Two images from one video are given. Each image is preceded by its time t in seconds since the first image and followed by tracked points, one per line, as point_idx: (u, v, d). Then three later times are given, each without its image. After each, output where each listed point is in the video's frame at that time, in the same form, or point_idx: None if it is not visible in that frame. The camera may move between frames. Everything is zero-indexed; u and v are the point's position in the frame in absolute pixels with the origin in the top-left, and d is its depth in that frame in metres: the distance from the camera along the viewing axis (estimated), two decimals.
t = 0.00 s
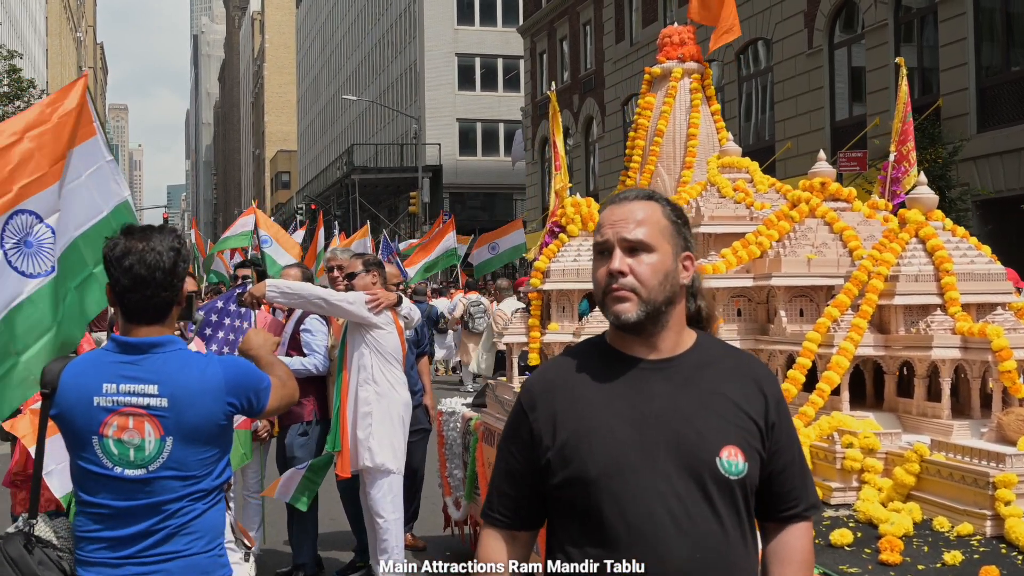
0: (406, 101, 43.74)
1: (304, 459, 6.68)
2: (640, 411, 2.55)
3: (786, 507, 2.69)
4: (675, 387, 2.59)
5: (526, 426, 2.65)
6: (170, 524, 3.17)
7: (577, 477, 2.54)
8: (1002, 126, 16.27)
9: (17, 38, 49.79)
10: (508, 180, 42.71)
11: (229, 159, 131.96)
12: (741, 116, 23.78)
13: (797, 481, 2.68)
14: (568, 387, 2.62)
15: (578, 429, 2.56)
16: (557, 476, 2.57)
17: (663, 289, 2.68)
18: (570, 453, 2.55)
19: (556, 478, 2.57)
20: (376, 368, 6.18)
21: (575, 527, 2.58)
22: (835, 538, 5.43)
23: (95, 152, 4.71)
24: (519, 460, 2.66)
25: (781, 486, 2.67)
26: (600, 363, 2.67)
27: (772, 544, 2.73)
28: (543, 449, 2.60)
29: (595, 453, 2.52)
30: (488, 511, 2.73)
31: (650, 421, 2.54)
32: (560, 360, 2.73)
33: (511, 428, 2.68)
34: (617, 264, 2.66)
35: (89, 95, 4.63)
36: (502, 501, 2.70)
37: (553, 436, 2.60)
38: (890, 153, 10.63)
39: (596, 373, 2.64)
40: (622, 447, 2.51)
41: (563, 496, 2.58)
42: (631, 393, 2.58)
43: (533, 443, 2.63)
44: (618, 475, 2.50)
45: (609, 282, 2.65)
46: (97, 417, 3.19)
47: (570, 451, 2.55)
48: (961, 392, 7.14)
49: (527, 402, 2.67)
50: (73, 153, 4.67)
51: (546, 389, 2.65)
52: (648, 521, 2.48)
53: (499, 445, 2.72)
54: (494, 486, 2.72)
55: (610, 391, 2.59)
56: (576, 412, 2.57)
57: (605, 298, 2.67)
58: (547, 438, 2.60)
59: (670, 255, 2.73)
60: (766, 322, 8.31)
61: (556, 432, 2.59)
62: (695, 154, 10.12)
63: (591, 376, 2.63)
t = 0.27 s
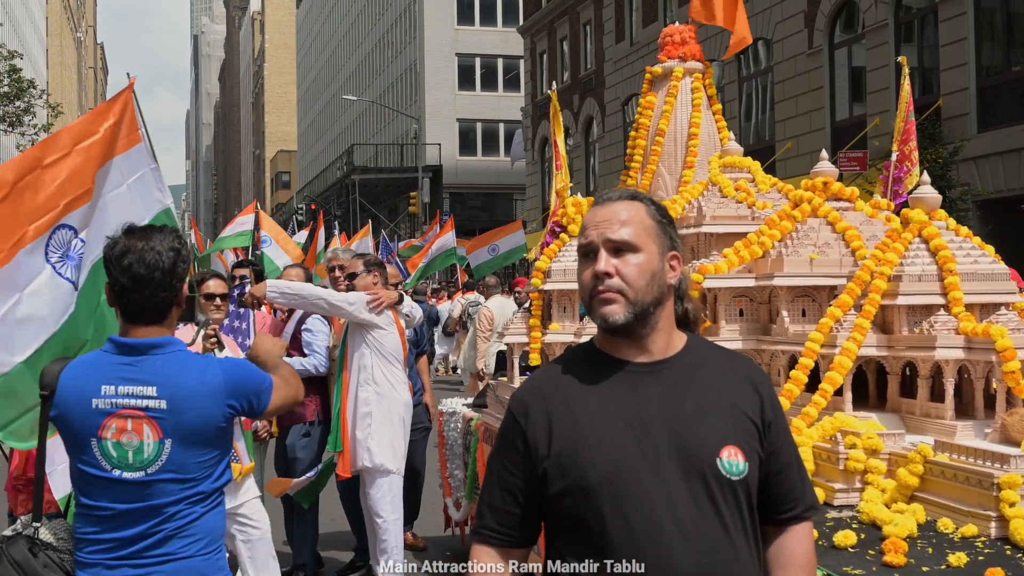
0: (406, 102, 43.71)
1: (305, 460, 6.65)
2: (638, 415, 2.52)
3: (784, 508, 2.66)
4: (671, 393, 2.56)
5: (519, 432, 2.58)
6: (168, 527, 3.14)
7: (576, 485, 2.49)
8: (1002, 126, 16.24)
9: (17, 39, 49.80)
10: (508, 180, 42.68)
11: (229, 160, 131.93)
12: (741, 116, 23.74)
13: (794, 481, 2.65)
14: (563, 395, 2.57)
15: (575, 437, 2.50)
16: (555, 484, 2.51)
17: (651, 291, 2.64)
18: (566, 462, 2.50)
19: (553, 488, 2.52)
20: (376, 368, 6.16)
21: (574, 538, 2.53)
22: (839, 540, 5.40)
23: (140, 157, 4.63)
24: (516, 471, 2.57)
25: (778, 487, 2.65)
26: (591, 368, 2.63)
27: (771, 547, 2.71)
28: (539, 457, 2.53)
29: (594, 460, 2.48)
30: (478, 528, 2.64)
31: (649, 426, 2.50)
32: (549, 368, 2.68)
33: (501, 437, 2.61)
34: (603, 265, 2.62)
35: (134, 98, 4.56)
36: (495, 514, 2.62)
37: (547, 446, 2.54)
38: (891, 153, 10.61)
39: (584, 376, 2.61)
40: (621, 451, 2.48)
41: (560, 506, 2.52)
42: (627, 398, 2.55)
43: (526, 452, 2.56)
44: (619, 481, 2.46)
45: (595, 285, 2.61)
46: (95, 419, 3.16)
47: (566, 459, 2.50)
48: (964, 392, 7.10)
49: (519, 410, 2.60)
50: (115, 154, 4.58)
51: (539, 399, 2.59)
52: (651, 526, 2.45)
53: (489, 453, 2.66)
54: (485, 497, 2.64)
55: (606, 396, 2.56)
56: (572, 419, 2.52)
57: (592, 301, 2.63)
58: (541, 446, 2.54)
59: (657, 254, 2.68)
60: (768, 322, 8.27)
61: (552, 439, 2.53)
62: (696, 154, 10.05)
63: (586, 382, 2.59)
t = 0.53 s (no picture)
0: (406, 102, 43.68)
1: (307, 461, 6.61)
2: (635, 414, 2.48)
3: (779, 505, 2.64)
4: (668, 392, 2.52)
5: (511, 435, 2.50)
6: (166, 528, 3.11)
7: (576, 487, 2.43)
8: (1002, 126, 16.22)
9: (17, 39, 49.81)
10: (508, 180, 42.65)
11: (230, 159, 131.88)
12: (741, 116, 23.71)
13: (790, 478, 2.63)
14: (559, 395, 2.51)
15: (573, 436, 2.45)
16: (553, 488, 2.45)
17: (642, 287, 2.61)
18: (565, 463, 2.44)
19: (551, 491, 2.46)
20: (377, 368, 6.14)
21: (574, 543, 2.47)
22: (842, 540, 5.38)
23: (179, 160, 4.57)
24: (515, 472, 2.49)
25: (774, 484, 2.62)
26: (583, 365, 2.59)
27: (767, 545, 2.68)
28: (534, 460, 2.47)
29: (592, 461, 2.43)
30: (469, 534, 2.56)
31: (646, 425, 2.46)
32: (541, 368, 2.63)
33: (492, 441, 2.54)
34: (593, 261, 2.59)
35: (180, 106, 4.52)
36: (488, 520, 2.54)
37: (543, 448, 2.47)
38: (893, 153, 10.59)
39: (574, 372, 2.56)
40: (620, 451, 2.43)
41: (557, 509, 2.47)
42: (624, 395, 2.51)
43: (521, 456, 2.49)
44: (618, 483, 2.41)
45: (586, 281, 2.58)
46: (94, 420, 3.14)
47: (564, 460, 2.44)
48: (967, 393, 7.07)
49: (512, 412, 2.52)
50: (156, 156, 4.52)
51: (533, 400, 2.52)
52: (654, 528, 2.40)
53: (477, 458, 2.59)
54: (477, 501, 2.57)
55: (602, 394, 2.51)
56: (569, 420, 2.47)
57: (583, 298, 2.59)
58: (537, 448, 2.47)
59: (647, 248, 2.65)
60: (770, 322, 8.24)
61: (548, 442, 2.47)
62: (697, 153, 10.01)
63: (580, 380, 2.54)
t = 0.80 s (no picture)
0: (406, 102, 43.67)
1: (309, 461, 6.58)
2: (632, 418, 2.37)
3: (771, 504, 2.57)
4: (664, 395, 2.42)
5: (505, 441, 2.39)
6: (163, 531, 3.07)
7: (577, 497, 2.32)
8: (1002, 126, 16.18)
9: (17, 39, 49.84)
10: (508, 180, 42.63)
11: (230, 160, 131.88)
12: (741, 116, 23.68)
13: (784, 479, 2.57)
14: (553, 399, 2.40)
15: (572, 443, 2.34)
16: (552, 497, 2.33)
17: (638, 286, 2.50)
18: (564, 470, 2.33)
19: (551, 500, 2.34)
20: (377, 368, 6.11)
21: (571, 556, 2.35)
22: (846, 542, 5.34)
23: (223, 162, 4.47)
24: (513, 480, 2.37)
25: (767, 486, 2.55)
26: (574, 367, 2.47)
27: (763, 546, 2.62)
28: (530, 467, 2.35)
29: (593, 468, 2.32)
30: (458, 546, 2.42)
31: (646, 429, 2.36)
32: (532, 370, 2.51)
33: (483, 447, 2.42)
34: (588, 261, 2.47)
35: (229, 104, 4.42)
36: (481, 530, 2.41)
37: (541, 454, 2.35)
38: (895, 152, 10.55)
39: (570, 375, 2.44)
40: (620, 459, 2.32)
41: (557, 520, 2.35)
42: (618, 399, 2.40)
43: (518, 463, 2.37)
44: (619, 490, 2.30)
45: (581, 280, 2.46)
46: (93, 420, 3.10)
47: (564, 468, 2.33)
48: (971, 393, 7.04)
49: (507, 419, 2.41)
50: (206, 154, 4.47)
51: (529, 404, 2.41)
52: (658, 537, 2.30)
53: (467, 465, 2.47)
54: (468, 513, 2.44)
55: (598, 399, 2.40)
56: (566, 425, 2.35)
57: (577, 299, 2.47)
58: (535, 453, 2.35)
59: (643, 245, 2.55)
60: (772, 322, 8.20)
61: (546, 449, 2.35)
62: (699, 153, 9.97)
63: (571, 385, 2.42)
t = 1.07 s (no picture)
0: (406, 102, 43.61)
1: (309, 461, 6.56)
2: (634, 420, 2.32)
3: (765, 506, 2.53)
4: (666, 396, 2.38)
5: (503, 443, 2.31)
6: (160, 533, 3.04)
7: (581, 501, 2.25)
8: (1001, 126, 16.15)
9: (16, 38, 49.82)
10: (508, 179, 42.58)
11: (230, 159, 131.81)
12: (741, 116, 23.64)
13: (775, 481, 2.55)
14: (554, 399, 2.33)
15: (575, 445, 2.27)
16: (555, 500, 2.27)
17: (644, 285, 2.44)
18: (568, 474, 2.26)
19: (554, 504, 2.27)
20: (377, 368, 6.08)
21: (573, 561, 2.29)
22: (850, 544, 5.31)
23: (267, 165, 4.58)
24: (516, 483, 2.29)
25: (761, 486, 2.53)
26: (574, 367, 2.41)
27: (757, 550, 2.57)
28: (533, 468, 2.28)
29: (598, 472, 2.25)
30: (461, 553, 2.32)
31: (648, 431, 2.31)
32: (535, 368, 2.44)
33: (481, 449, 2.34)
34: (597, 259, 2.41)
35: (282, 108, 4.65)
36: (485, 535, 2.32)
37: (544, 457, 2.28)
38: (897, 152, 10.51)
39: (576, 377, 2.38)
40: (625, 462, 2.26)
41: (560, 523, 2.28)
42: (618, 402, 2.34)
43: (523, 465, 2.29)
44: (622, 495, 2.24)
45: (590, 281, 2.39)
46: (89, 420, 3.07)
47: (568, 471, 2.26)
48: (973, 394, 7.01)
49: (507, 420, 2.33)
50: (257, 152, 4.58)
51: (530, 403, 2.34)
52: (661, 541, 2.24)
53: (465, 469, 2.39)
54: (470, 517, 2.35)
55: (601, 403, 2.33)
56: (567, 425, 2.29)
57: (585, 299, 2.40)
58: (539, 456, 2.28)
59: (643, 242, 2.48)
60: (775, 323, 8.16)
61: (549, 451, 2.28)
62: (700, 152, 9.94)
63: (575, 388, 2.35)
